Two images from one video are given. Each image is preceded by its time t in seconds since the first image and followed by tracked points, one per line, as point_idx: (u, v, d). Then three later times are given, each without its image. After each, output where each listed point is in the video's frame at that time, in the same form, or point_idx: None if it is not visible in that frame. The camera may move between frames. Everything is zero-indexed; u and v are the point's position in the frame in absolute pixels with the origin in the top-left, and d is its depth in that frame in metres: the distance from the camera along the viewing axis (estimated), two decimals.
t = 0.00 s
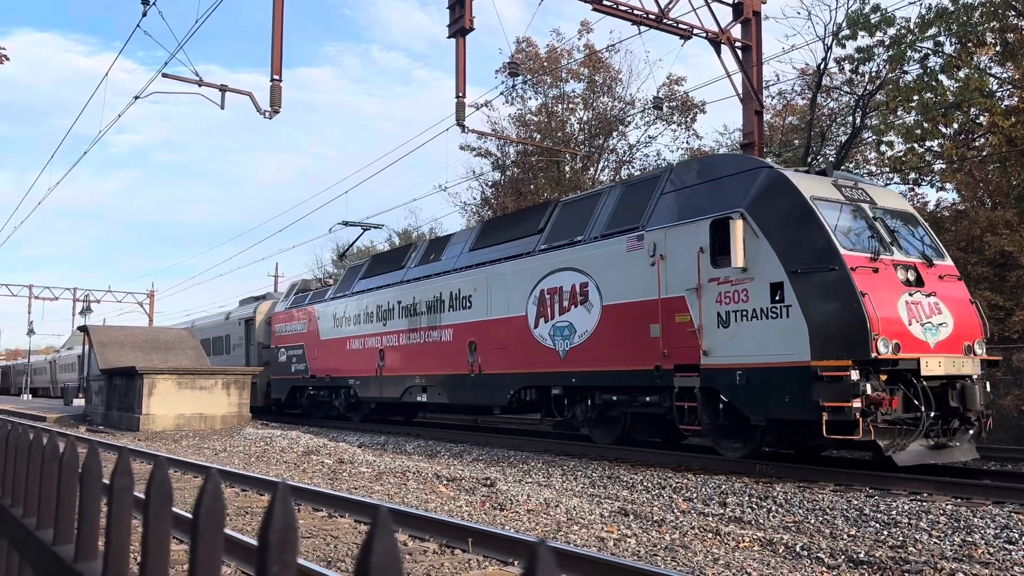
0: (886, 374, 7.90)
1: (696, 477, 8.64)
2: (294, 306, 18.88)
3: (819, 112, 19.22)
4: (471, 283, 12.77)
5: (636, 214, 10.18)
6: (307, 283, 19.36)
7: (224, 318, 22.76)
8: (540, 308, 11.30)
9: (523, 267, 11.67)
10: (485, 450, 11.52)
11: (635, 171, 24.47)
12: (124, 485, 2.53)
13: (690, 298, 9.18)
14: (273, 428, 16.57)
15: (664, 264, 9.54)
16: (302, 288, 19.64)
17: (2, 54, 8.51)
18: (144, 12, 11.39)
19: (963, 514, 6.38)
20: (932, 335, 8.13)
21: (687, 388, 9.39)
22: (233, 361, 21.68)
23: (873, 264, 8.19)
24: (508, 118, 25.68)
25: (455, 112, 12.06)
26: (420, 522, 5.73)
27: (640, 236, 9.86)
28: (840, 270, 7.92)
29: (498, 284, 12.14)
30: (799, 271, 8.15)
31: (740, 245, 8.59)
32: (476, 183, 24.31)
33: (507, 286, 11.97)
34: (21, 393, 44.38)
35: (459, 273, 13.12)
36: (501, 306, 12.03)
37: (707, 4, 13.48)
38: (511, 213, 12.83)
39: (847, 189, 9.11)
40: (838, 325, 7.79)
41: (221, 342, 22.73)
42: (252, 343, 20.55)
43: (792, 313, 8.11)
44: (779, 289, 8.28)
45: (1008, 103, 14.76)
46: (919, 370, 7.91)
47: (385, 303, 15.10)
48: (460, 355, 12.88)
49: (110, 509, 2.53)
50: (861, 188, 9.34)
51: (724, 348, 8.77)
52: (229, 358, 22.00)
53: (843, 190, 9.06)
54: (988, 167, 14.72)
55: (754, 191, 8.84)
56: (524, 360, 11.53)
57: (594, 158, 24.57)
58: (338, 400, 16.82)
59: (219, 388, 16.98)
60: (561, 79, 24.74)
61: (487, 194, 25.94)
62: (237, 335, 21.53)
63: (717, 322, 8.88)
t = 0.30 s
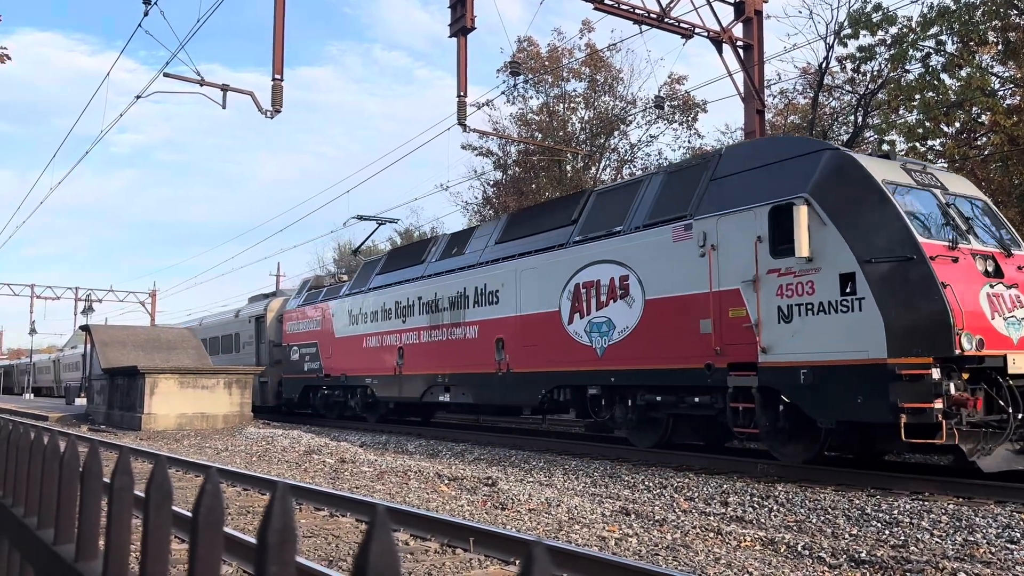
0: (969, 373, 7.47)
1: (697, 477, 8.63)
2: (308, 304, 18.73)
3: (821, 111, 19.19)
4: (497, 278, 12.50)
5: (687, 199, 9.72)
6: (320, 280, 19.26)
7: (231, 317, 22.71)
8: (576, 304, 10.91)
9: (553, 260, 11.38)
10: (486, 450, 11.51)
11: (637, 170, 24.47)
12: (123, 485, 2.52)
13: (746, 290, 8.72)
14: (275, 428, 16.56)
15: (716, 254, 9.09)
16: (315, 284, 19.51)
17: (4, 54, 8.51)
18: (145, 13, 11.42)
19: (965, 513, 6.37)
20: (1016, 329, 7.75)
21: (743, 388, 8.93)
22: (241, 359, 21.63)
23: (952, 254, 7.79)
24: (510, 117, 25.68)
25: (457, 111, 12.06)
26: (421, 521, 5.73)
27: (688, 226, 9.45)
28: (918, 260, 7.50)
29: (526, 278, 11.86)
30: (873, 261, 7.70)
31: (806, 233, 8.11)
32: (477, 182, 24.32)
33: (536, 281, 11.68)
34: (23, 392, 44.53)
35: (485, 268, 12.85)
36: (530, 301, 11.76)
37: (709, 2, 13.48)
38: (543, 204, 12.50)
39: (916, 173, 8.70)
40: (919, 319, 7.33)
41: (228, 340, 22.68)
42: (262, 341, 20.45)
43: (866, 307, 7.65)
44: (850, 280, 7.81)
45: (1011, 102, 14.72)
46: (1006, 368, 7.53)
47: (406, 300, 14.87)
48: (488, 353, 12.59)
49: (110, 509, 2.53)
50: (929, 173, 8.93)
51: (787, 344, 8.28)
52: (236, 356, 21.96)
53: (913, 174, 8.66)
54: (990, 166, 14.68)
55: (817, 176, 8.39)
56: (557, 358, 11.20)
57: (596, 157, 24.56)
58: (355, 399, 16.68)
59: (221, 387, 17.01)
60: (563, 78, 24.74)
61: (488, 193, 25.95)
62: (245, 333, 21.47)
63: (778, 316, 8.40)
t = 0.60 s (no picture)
0: None
1: (699, 476, 8.62)
2: (323, 301, 18.33)
3: (823, 110, 19.17)
4: (527, 271, 11.98)
5: (732, 189, 9.22)
6: (334, 276, 18.99)
7: (239, 315, 22.57)
8: (618, 299, 10.27)
9: (588, 252, 10.85)
10: (487, 449, 11.52)
11: (639, 169, 24.46)
12: (125, 484, 2.52)
13: (814, 281, 8.03)
14: (277, 427, 16.57)
15: (778, 242, 8.39)
16: (329, 280, 19.22)
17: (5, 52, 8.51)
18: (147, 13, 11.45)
19: (966, 513, 6.35)
20: None
21: (809, 389, 8.20)
22: (250, 358, 21.50)
23: None
24: (511, 117, 25.68)
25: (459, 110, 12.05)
26: (422, 520, 5.74)
27: (745, 213, 8.80)
28: (1015, 246, 6.92)
29: (557, 272, 11.34)
30: (963, 248, 7.07)
31: (884, 218, 7.45)
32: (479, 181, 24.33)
33: (568, 274, 11.16)
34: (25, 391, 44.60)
35: (513, 261, 12.33)
36: (563, 296, 11.23)
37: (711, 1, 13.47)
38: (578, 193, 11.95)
39: (1001, 155, 7.99)
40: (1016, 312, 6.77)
41: (236, 339, 22.55)
42: (274, 338, 20.25)
43: (956, 298, 6.98)
44: (938, 269, 7.13)
45: (1013, 101, 14.71)
46: None
47: (429, 295, 14.39)
48: (518, 351, 12.06)
49: (111, 508, 2.54)
50: (1013, 154, 8.22)
51: (861, 340, 7.58)
52: (245, 355, 21.83)
53: (998, 156, 7.94)
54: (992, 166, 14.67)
55: (893, 155, 7.69)
56: (594, 356, 10.64)
57: (597, 156, 24.54)
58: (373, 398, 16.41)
59: (223, 387, 17.02)
60: (564, 77, 24.72)
61: (490, 193, 25.95)
62: (254, 331, 21.33)
63: (852, 310, 7.67)
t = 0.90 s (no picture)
0: None
1: (701, 476, 8.62)
2: (340, 298, 17.83)
3: (825, 110, 19.14)
4: (563, 264, 11.43)
5: (795, 174, 8.69)
6: (349, 272, 18.59)
7: (248, 313, 22.34)
8: (668, 293, 9.65)
9: (631, 242, 10.30)
10: (489, 449, 11.54)
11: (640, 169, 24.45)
12: (127, 483, 2.54)
13: (897, 271, 7.40)
14: (278, 427, 16.57)
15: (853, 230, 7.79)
16: (344, 276, 18.86)
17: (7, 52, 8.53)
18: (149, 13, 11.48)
19: (968, 513, 6.35)
20: None
21: (891, 390, 7.58)
22: (259, 357, 21.28)
23: None
24: (512, 117, 25.69)
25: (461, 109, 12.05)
26: (423, 519, 5.74)
27: (814, 199, 8.22)
28: None
29: (597, 264, 10.79)
30: None
31: (982, 201, 6.88)
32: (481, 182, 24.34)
33: (608, 267, 10.61)
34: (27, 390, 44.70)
35: (548, 254, 11.78)
36: (602, 290, 10.66)
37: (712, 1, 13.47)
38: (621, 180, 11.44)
39: None
40: None
41: (244, 337, 22.34)
42: (286, 336, 19.97)
43: None
44: None
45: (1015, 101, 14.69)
46: None
47: (453, 290, 13.83)
48: (553, 349, 11.47)
49: (112, 507, 2.55)
50: None
51: (955, 335, 6.96)
52: (254, 354, 21.60)
53: None
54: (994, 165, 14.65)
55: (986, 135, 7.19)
56: (637, 354, 10.04)
57: (599, 156, 24.50)
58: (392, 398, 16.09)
59: (224, 386, 17.04)
60: (566, 77, 24.71)
61: (492, 192, 25.96)
62: (265, 330, 21.09)
63: (944, 302, 7.06)
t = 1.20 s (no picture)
0: None
1: (702, 476, 8.62)
2: (357, 294, 17.06)
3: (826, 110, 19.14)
4: (604, 255, 10.61)
5: (876, 155, 7.89)
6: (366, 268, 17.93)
7: (259, 310, 22.02)
8: (727, 285, 8.83)
9: (683, 230, 9.50)
10: (490, 449, 11.55)
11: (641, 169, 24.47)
12: (130, 482, 2.56)
13: (1000, 260, 6.60)
14: (280, 426, 16.59)
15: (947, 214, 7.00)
16: (361, 271, 18.21)
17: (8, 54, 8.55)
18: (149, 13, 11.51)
19: (970, 514, 6.35)
20: None
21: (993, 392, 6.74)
22: (270, 355, 20.91)
23: None
24: (514, 117, 25.70)
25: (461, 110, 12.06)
26: (425, 519, 5.75)
27: (900, 180, 7.41)
28: None
29: (643, 255, 9.97)
30: None
31: None
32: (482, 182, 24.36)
33: (655, 258, 9.81)
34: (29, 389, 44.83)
35: (588, 245, 10.96)
36: (649, 283, 9.85)
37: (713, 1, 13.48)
38: (672, 164, 10.63)
39: None
40: None
41: (255, 336, 22.02)
42: (300, 334, 19.51)
43: None
44: None
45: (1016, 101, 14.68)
46: None
47: (480, 285, 12.98)
48: (593, 347, 10.66)
49: (116, 506, 2.55)
50: None
51: None
52: (265, 352, 21.25)
53: None
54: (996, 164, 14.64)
55: None
56: (691, 352, 9.24)
57: (600, 156, 24.44)
58: (411, 400, 15.44)
59: (225, 385, 17.04)
60: (567, 77, 24.72)
61: (492, 192, 25.98)
62: (277, 327, 20.71)
63: None
